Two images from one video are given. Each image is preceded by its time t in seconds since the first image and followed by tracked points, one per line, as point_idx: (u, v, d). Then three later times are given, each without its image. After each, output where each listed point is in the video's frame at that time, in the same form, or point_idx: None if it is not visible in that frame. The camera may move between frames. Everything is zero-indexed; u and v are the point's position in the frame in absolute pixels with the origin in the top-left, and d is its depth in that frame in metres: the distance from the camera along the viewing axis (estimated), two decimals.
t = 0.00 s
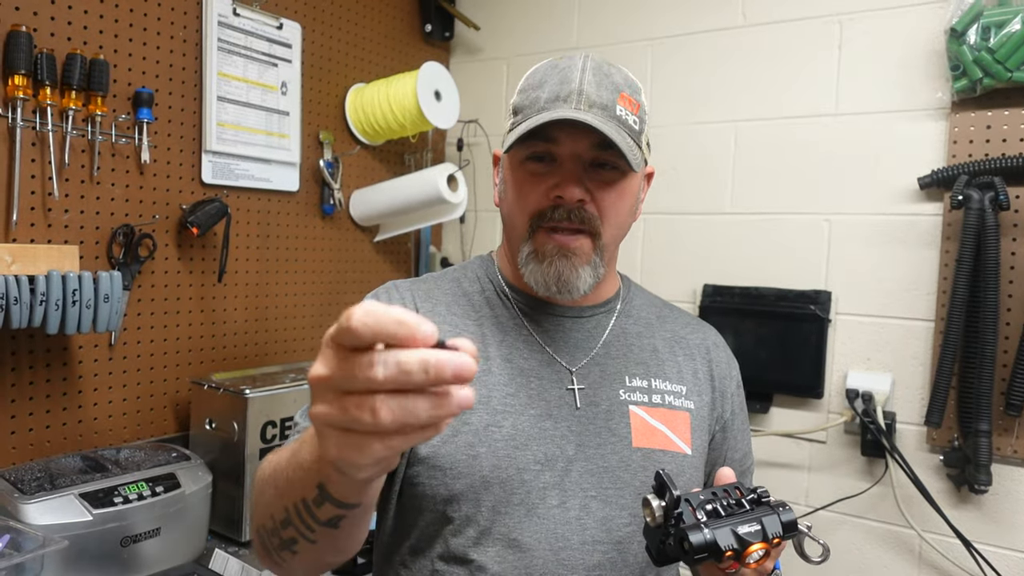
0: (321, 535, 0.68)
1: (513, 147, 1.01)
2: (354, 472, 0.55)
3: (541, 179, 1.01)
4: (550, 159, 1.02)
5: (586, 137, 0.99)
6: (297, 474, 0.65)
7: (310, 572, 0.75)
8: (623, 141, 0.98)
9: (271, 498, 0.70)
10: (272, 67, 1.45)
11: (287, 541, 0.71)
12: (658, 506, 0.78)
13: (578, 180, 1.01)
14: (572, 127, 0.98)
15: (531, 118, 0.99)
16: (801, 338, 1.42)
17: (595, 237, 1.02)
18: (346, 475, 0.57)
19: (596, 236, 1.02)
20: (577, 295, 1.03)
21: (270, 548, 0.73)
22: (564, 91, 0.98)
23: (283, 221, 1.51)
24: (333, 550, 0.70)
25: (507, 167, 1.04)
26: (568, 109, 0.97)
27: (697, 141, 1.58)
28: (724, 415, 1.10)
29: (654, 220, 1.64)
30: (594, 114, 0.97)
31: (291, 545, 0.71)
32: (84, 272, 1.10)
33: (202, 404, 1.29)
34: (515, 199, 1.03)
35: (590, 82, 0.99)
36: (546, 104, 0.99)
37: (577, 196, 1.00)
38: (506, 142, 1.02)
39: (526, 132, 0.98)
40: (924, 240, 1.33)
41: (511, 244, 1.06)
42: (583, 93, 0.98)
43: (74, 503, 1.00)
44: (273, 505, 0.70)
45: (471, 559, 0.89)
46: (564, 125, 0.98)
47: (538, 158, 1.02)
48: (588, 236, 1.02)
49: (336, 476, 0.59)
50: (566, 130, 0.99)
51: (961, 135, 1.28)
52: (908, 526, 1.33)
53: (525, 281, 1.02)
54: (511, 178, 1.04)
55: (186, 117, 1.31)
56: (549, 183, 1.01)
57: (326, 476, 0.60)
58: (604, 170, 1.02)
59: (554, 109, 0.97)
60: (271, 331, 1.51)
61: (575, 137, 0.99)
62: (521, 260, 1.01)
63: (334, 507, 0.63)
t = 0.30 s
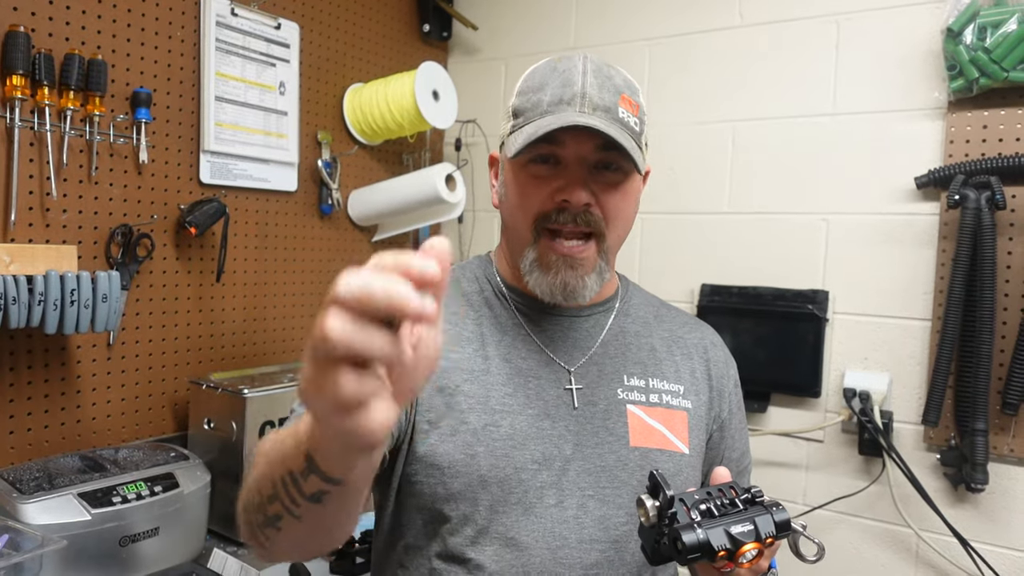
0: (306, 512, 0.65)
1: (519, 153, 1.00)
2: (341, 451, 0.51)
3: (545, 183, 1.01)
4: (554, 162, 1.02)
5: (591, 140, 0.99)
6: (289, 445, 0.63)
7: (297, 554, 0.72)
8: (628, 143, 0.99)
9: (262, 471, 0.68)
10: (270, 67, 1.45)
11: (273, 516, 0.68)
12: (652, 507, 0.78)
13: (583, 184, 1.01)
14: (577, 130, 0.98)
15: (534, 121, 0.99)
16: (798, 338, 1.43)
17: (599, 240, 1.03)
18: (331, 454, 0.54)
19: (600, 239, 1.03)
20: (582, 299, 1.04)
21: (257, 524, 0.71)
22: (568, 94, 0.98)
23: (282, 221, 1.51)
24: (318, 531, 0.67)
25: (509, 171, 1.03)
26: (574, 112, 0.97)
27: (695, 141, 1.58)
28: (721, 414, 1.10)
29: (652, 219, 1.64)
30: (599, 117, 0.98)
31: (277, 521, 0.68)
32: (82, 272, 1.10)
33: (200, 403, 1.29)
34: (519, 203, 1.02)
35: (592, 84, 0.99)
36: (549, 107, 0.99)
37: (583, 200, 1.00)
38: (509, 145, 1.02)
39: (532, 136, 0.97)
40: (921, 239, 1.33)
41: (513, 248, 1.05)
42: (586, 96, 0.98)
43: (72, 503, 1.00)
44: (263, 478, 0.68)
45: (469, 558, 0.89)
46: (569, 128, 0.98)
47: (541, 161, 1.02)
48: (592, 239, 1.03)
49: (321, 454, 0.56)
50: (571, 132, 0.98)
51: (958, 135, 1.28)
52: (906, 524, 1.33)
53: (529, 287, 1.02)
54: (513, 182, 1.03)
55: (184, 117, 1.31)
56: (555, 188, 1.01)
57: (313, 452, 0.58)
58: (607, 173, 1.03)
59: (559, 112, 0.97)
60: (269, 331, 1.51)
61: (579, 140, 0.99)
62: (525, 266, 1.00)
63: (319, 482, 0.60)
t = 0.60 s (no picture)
0: (243, 388, 0.60)
1: (521, 163, 0.99)
2: (339, 271, 0.52)
3: (547, 191, 1.02)
4: (556, 169, 1.02)
5: (593, 149, 0.99)
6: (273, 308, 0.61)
7: (207, 455, 0.65)
8: (629, 150, 0.99)
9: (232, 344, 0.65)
10: (270, 68, 1.45)
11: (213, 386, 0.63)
12: (649, 505, 0.78)
13: (584, 191, 1.01)
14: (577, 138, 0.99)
15: (534, 128, 0.99)
16: (797, 339, 1.43)
17: (599, 248, 1.03)
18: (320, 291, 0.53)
19: (601, 247, 1.03)
20: (581, 302, 1.05)
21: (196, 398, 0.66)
22: (568, 101, 0.99)
23: (280, 222, 1.51)
24: (241, 421, 0.61)
25: (510, 176, 1.03)
26: (574, 120, 0.98)
27: (694, 143, 1.58)
28: (719, 415, 1.10)
29: (651, 221, 1.64)
30: (599, 125, 0.98)
31: (216, 394, 0.63)
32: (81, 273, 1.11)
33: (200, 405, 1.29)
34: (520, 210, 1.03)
35: (592, 90, 1.00)
36: (549, 114, 0.99)
37: (585, 209, 1.00)
38: (510, 151, 1.02)
39: (535, 146, 0.97)
40: (920, 241, 1.33)
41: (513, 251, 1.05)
42: (587, 103, 0.99)
43: (72, 504, 1.00)
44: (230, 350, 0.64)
45: (468, 559, 0.89)
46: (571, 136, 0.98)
47: (542, 167, 1.02)
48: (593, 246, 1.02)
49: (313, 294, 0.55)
50: (575, 142, 0.98)
51: (956, 137, 1.28)
52: (904, 525, 1.33)
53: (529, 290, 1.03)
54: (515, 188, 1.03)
55: (184, 118, 1.31)
56: (558, 196, 1.01)
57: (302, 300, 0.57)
58: (608, 179, 1.03)
59: (559, 120, 0.98)
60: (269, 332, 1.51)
61: (581, 148, 0.99)
62: (526, 270, 1.01)
63: (279, 340, 0.57)
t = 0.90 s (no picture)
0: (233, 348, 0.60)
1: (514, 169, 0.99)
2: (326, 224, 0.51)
3: (540, 197, 1.02)
4: (548, 175, 1.03)
5: (584, 155, 1.00)
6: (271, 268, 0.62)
7: (194, 422, 0.64)
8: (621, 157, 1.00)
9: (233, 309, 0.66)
10: (269, 75, 1.46)
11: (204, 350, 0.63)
12: (642, 509, 0.78)
13: (577, 197, 1.02)
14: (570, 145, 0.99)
15: (527, 134, 0.99)
16: (794, 343, 1.44)
17: (593, 252, 1.03)
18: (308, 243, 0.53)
19: (594, 251, 1.03)
20: (577, 306, 1.04)
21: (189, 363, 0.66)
22: (559, 108, 0.99)
23: (279, 228, 1.52)
24: (225, 382, 0.61)
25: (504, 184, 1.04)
26: (566, 126, 0.98)
27: (692, 148, 1.59)
28: (716, 419, 1.11)
29: (649, 226, 1.65)
30: (591, 131, 0.99)
31: (206, 356, 0.62)
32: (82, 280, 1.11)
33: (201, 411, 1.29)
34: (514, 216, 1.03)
35: (584, 97, 1.00)
36: (541, 120, 0.99)
37: (577, 215, 1.01)
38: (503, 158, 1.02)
39: (527, 152, 0.97)
40: (916, 245, 1.34)
41: (507, 259, 1.06)
42: (579, 109, 0.99)
43: (72, 511, 1.00)
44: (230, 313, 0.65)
45: (464, 564, 0.90)
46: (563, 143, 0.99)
47: (535, 174, 1.03)
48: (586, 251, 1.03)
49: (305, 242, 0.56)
50: (566, 148, 0.99)
51: (953, 142, 1.29)
52: (903, 529, 1.34)
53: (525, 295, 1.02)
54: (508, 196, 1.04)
55: (183, 126, 1.32)
56: (550, 202, 1.02)
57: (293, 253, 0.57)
58: (600, 185, 1.04)
59: (551, 126, 0.98)
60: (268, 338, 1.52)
61: (573, 155, 1.00)
62: (521, 275, 1.01)
63: (269, 295, 0.57)
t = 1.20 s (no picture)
0: (246, 443, 0.62)
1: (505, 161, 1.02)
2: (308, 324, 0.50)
3: (528, 192, 1.02)
4: (539, 171, 1.03)
5: (573, 154, 1.00)
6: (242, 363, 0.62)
7: (230, 516, 0.68)
8: (611, 158, 1.00)
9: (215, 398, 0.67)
10: (269, 77, 1.46)
11: (212, 450, 0.65)
12: (637, 515, 0.78)
13: (563, 196, 1.02)
14: (561, 142, 0.99)
15: (521, 130, 1.00)
16: (793, 344, 1.44)
17: (577, 256, 1.04)
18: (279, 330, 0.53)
19: (578, 255, 1.04)
20: (560, 315, 1.05)
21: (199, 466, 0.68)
22: (555, 105, 1.00)
23: (279, 230, 1.52)
24: (253, 475, 0.64)
25: (496, 177, 1.05)
26: (557, 123, 0.98)
27: (692, 149, 1.59)
28: (713, 420, 1.11)
29: (648, 227, 1.65)
30: (583, 130, 0.99)
31: (217, 457, 0.65)
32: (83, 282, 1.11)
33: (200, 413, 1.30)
34: (501, 209, 1.04)
35: (581, 96, 1.01)
36: (536, 117, 1.00)
37: (560, 212, 1.01)
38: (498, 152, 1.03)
39: (515, 145, 0.99)
40: (915, 246, 1.34)
41: (496, 255, 1.07)
42: (573, 109, 1.00)
43: (72, 513, 1.01)
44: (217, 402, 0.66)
45: (461, 567, 0.90)
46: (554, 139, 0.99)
47: (526, 170, 1.03)
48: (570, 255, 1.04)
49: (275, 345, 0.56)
50: (556, 144, 0.99)
51: (951, 143, 1.29)
52: (901, 529, 1.34)
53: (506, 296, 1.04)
54: (498, 188, 1.05)
55: (183, 127, 1.32)
56: (536, 197, 1.02)
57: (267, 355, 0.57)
58: (590, 186, 1.03)
59: (544, 122, 0.99)
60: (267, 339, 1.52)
61: (563, 153, 1.00)
62: (503, 275, 1.03)
63: (267, 401, 0.59)
